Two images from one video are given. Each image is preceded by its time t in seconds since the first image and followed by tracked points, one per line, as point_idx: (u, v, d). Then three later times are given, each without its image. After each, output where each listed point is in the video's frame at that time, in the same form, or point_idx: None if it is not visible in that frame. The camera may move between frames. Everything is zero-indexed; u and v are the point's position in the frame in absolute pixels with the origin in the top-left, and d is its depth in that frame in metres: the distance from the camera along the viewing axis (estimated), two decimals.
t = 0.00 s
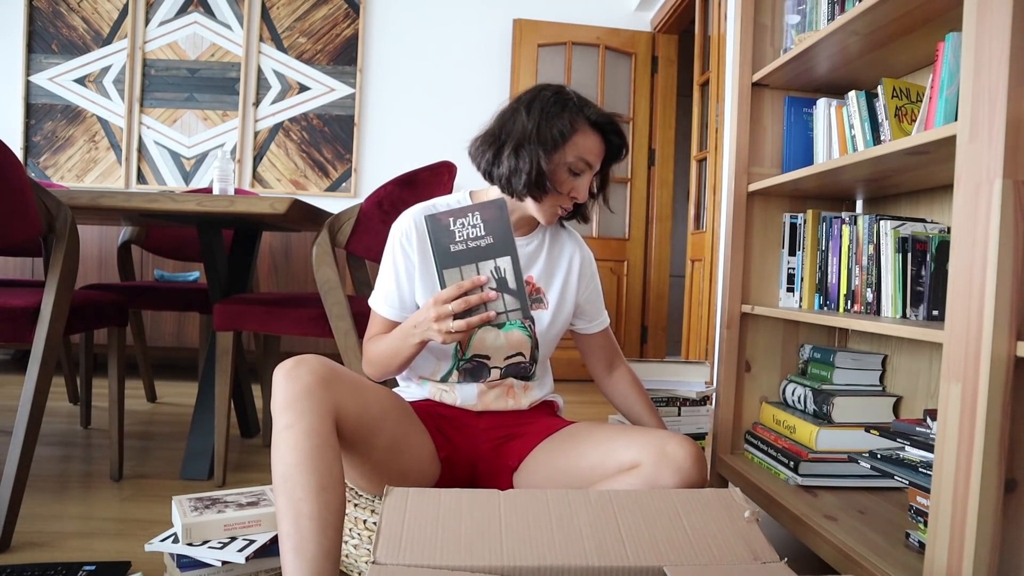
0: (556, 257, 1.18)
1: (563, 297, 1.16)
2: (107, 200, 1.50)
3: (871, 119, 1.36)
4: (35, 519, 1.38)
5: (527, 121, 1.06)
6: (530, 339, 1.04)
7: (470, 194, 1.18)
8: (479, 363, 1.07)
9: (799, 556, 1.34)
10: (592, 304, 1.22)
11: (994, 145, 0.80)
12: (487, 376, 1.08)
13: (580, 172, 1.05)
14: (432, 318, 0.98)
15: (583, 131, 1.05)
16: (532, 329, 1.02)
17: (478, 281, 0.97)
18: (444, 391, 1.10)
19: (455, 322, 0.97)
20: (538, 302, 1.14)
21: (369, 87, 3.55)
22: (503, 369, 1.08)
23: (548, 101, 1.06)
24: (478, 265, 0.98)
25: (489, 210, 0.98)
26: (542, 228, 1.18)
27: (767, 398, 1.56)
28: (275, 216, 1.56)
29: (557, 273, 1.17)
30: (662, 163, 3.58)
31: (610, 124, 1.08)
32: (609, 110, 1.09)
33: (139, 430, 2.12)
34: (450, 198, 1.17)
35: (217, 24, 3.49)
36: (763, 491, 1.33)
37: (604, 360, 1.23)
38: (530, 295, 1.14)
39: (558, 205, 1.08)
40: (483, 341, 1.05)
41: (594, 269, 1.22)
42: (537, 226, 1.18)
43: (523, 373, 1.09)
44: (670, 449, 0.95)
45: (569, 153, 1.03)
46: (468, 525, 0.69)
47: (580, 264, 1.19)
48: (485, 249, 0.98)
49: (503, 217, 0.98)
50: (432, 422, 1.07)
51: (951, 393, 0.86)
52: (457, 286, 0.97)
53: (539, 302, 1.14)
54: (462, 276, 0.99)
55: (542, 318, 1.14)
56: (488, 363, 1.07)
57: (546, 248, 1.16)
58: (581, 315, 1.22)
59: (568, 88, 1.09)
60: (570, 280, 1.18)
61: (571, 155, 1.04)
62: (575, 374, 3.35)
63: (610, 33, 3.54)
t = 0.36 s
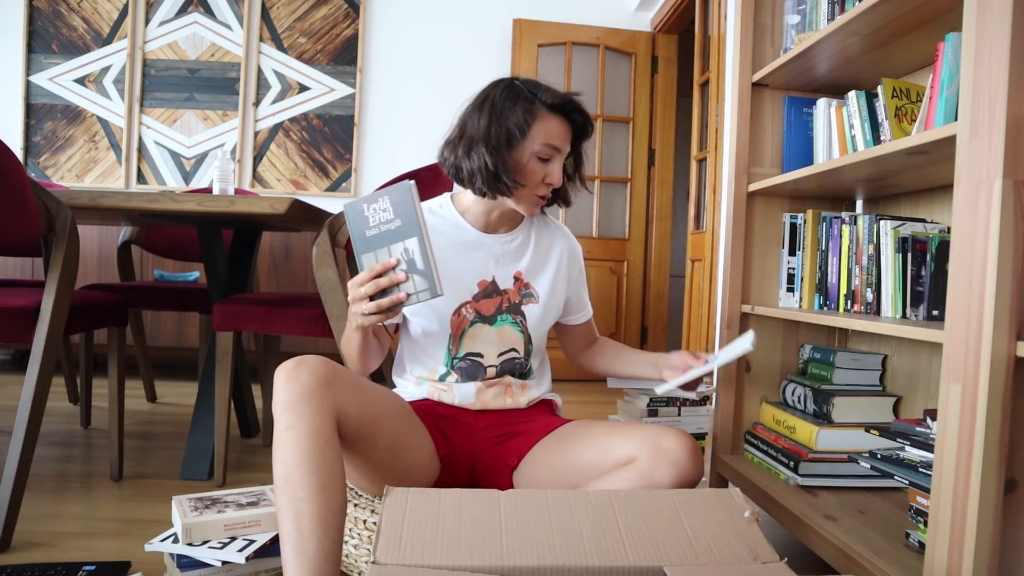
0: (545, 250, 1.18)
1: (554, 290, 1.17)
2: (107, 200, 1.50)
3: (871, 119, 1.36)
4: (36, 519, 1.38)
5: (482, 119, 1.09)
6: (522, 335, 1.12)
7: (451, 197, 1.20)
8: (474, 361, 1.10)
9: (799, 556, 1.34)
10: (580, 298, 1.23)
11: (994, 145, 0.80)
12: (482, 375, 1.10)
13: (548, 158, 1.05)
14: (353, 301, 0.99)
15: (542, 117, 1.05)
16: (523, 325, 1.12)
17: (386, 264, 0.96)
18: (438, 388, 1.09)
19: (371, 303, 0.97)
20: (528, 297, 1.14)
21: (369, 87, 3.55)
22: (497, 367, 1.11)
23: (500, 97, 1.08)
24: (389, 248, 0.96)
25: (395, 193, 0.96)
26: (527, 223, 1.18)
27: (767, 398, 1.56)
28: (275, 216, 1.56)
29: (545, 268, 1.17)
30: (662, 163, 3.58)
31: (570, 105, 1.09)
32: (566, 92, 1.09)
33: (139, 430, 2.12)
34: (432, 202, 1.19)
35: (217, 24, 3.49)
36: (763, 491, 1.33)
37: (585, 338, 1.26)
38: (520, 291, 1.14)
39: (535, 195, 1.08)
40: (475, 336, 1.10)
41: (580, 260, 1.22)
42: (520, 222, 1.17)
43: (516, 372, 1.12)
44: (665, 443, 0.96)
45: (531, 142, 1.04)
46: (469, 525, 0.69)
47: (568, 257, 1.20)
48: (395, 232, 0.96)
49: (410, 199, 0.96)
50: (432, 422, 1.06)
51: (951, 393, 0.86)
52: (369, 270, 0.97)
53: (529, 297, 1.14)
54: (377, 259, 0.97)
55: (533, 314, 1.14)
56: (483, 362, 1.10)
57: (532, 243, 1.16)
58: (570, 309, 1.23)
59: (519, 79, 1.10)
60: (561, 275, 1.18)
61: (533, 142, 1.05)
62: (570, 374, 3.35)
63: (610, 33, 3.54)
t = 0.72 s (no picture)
0: (530, 244, 1.15)
1: (542, 286, 1.14)
2: (107, 200, 1.50)
3: (871, 119, 1.36)
4: (36, 519, 1.38)
5: (446, 122, 1.13)
6: (509, 334, 1.11)
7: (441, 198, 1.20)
8: (462, 357, 1.10)
9: (799, 556, 1.34)
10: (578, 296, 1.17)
11: (994, 145, 0.80)
12: (471, 371, 1.10)
13: (511, 144, 1.06)
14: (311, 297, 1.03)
15: (497, 105, 1.08)
16: (510, 324, 1.11)
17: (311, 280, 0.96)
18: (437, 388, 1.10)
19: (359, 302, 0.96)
20: (516, 296, 1.12)
21: (369, 87, 3.55)
22: (485, 362, 1.11)
23: (457, 98, 1.13)
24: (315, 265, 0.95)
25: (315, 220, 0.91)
26: (515, 215, 1.18)
27: (767, 398, 1.56)
28: (274, 216, 1.56)
29: (535, 265, 1.15)
30: (662, 163, 3.58)
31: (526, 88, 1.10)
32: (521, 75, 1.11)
33: (139, 430, 2.12)
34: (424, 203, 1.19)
35: (217, 24, 3.49)
36: (763, 491, 1.33)
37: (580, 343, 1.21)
38: (508, 291, 1.12)
39: (504, 183, 1.07)
40: (461, 333, 1.11)
41: (578, 255, 1.17)
42: (508, 218, 1.17)
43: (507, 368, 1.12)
44: (663, 440, 0.96)
45: (491, 131, 1.06)
46: (469, 525, 0.69)
47: (558, 250, 1.16)
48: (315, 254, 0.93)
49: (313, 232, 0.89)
50: (431, 422, 1.07)
51: (951, 393, 0.86)
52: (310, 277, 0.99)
53: (516, 296, 1.12)
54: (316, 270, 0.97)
55: (521, 313, 1.12)
56: (471, 357, 1.10)
57: (519, 240, 1.14)
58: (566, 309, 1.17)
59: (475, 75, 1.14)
60: (549, 269, 1.15)
61: (494, 131, 1.06)
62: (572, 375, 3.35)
63: (610, 33, 3.54)
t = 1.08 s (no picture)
0: (551, 244, 1.17)
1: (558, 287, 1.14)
2: (107, 200, 1.50)
3: (871, 119, 1.36)
4: (36, 519, 1.39)
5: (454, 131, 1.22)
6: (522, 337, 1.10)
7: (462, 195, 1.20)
8: (470, 358, 1.10)
9: (798, 556, 1.34)
10: (591, 302, 1.18)
11: (994, 145, 0.80)
12: (477, 374, 1.10)
13: (490, 121, 1.09)
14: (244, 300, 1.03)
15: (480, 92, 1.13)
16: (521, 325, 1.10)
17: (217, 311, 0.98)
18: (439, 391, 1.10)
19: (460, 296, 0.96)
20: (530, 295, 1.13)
21: (369, 87, 3.55)
22: (493, 365, 1.10)
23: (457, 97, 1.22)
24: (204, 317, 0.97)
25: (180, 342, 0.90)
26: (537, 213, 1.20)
27: (767, 398, 1.56)
28: (275, 216, 1.56)
29: (551, 267, 1.16)
30: (662, 163, 3.58)
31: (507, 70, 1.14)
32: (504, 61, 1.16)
33: (139, 430, 2.12)
34: (444, 198, 1.19)
35: (217, 24, 3.49)
36: (763, 491, 1.33)
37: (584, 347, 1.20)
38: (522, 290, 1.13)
39: (489, 159, 1.08)
40: (472, 335, 1.09)
41: (596, 261, 1.19)
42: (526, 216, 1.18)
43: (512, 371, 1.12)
44: (664, 441, 0.95)
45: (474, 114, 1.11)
46: (468, 524, 0.69)
47: (578, 254, 1.17)
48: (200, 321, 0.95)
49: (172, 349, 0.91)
50: (432, 421, 1.07)
51: (951, 393, 0.86)
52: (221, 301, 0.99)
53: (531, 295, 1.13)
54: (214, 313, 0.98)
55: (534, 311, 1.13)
56: (478, 360, 1.09)
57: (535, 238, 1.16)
58: (579, 312, 1.18)
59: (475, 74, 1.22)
60: (565, 271, 1.16)
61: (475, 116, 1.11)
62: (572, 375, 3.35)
63: (610, 33, 3.54)
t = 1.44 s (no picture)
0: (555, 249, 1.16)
1: (562, 292, 1.14)
2: (106, 200, 1.50)
3: (871, 119, 1.36)
4: (36, 519, 1.38)
5: (452, 130, 1.23)
6: (524, 343, 1.10)
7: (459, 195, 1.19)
8: (472, 365, 1.09)
9: (798, 556, 1.34)
10: (591, 305, 1.20)
11: (994, 145, 0.80)
12: (479, 379, 1.10)
13: (479, 125, 1.09)
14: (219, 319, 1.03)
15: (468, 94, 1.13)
16: (524, 332, 1.10)
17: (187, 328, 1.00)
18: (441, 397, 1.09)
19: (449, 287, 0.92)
20: (535, 302, 1.12)
21: (369, 87, 3.55)
22: (495, 371, 1.10)
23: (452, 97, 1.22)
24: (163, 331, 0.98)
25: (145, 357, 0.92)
26: (540, 217, 1.18)
27: (767, 398, 1.56)
28: (275, 216, 1.56)
29: (556, 273, 1.15)
30: (662, 163, 3.58)
31: (490, 67, 1.12)
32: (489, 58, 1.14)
33: (140, 429, 2.12)
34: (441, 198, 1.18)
35: (217, 24, 3.49)
36: (763, 491, 1.33)
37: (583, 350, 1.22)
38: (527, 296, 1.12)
39: (481, 164, 1.09)
40: (474, 342, 1.09)
41: (597, 266, 1.19)
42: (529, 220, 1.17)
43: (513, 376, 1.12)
44: (671, 451, 0.96)
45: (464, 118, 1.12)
46: (468, 524, 0.69)
47: (582, 260, 1.16)
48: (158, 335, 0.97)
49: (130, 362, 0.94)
50: (432, 424, 1.07)
51: (952, 394, 0.86)
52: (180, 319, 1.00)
53: (536, 302, 1.12)
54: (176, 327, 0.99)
55: (540, 318, 1.12)
56: (480, 367, 1.09)
57: (539, 243, 1.15)
58: (580, 315, 1.20)
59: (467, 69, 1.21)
60: (569, 277, 1.15)
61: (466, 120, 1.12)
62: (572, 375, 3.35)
63: (610, 33, 3.54)
